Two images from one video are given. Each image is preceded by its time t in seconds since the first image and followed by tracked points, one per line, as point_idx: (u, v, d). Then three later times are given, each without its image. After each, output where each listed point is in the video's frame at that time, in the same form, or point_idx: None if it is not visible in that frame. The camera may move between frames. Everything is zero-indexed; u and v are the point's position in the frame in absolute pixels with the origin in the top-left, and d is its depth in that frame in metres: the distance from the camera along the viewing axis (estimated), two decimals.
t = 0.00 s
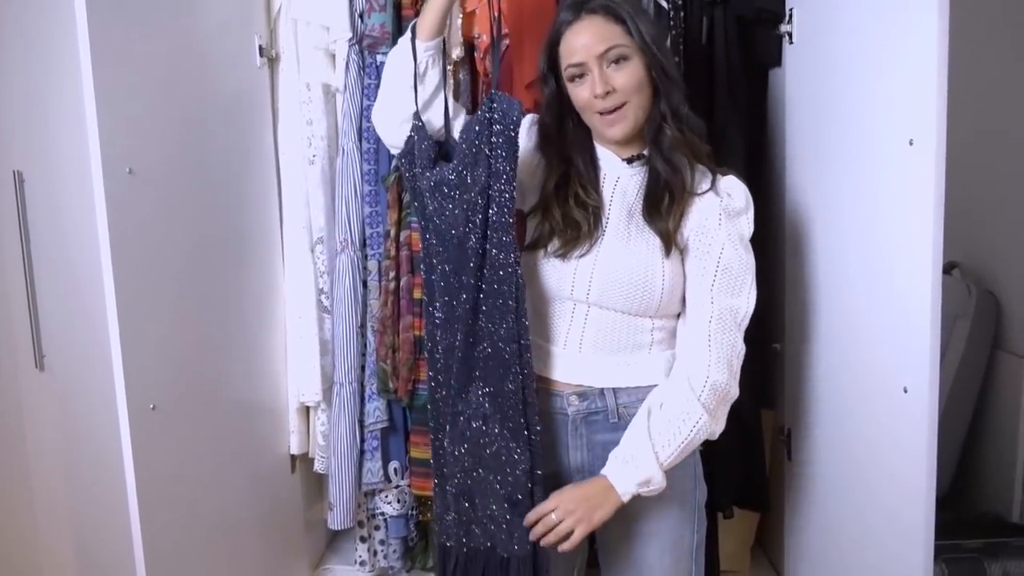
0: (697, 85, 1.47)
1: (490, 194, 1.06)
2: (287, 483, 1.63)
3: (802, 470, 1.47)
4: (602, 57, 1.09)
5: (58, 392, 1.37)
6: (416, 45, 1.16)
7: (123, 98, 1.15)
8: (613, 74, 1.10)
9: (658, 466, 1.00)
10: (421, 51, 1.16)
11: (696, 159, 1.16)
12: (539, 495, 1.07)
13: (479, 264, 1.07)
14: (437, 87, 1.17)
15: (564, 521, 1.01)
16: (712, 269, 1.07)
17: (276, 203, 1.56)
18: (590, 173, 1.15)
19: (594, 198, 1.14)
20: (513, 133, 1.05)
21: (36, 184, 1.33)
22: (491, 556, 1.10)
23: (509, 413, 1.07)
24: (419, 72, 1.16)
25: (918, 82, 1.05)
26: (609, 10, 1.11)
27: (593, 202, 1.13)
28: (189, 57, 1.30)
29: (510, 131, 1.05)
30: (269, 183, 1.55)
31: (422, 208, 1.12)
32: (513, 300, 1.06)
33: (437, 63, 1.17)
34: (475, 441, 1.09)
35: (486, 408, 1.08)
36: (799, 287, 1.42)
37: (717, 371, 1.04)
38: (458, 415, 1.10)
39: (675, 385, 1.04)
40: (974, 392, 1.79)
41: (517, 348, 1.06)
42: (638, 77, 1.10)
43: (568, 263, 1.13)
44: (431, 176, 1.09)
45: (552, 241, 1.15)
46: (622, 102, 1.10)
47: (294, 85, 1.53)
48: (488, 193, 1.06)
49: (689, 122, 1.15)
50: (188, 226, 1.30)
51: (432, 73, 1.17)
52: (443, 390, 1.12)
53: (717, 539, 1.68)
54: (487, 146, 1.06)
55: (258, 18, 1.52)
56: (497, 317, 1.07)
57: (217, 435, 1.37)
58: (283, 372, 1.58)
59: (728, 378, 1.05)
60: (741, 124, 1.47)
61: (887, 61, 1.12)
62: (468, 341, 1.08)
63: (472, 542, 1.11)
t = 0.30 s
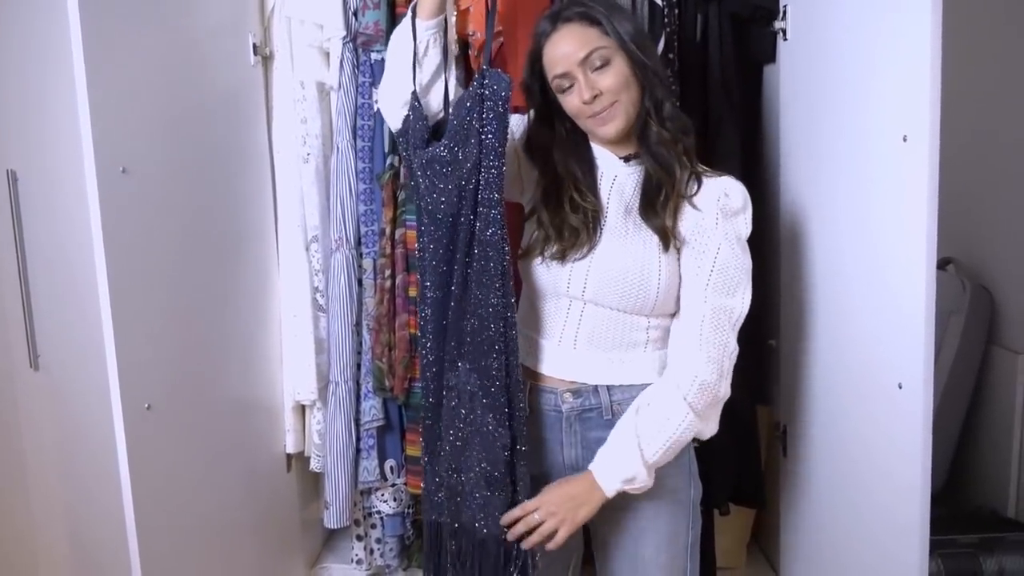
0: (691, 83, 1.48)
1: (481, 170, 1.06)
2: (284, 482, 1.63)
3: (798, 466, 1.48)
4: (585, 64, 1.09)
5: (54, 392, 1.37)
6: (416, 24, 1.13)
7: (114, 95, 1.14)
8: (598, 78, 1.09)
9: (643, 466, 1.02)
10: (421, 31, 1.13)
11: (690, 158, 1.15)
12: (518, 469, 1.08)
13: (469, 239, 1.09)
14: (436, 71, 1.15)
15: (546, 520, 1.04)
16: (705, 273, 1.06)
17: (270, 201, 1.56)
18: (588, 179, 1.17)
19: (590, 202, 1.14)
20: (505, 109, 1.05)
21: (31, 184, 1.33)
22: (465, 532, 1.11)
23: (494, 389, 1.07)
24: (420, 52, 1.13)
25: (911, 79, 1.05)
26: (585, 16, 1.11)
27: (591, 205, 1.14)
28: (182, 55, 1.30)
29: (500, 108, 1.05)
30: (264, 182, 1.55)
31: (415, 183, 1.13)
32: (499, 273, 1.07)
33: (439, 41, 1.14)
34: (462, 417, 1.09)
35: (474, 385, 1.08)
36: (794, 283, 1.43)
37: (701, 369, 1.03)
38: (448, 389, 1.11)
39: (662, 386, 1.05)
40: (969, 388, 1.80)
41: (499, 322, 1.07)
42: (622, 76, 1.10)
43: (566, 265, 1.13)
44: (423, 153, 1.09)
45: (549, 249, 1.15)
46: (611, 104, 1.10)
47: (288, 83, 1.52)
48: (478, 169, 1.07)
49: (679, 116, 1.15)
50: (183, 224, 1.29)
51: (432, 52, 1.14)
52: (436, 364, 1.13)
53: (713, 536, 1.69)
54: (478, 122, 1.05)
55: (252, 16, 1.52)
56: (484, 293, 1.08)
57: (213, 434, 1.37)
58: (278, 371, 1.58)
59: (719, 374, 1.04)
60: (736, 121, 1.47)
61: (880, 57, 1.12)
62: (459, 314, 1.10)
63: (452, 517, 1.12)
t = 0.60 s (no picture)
0: (693, 85, 1.48)
1: (490, 163, 1.08)
2: (287, 486, 1.63)
3: (802, 468, 1.48)
4: (583, 66, 1.09)
5: (57, 395, 1.37)
6: (422, 19, 1.14)
7: (117, 98, 1.14)
8: (597, 81, 1.10)
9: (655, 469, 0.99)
10: (428, 25, 1.14)
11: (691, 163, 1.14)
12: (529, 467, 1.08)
13: (480, 231, 1.10)
14: (444, 63, 1.16)
15: (560, 517, 1.01)
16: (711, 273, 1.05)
17: (273, 204, 1.56)
18: (589, 181, 1.17)
19: (589, 203, 1.15)
20: (512, 100, 1.07)
21: (33, 187, 1.33)
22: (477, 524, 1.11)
23: (507, 381, 1.08)
24: (426, 47, 1.15)
25: (914, 81, 1.05)
26: (586, 18, 1.12)
27: (591, 208, 1.14)
28: (185, 59, 1.30)
29: (508, 100, 1.07)
30: (267, 185, 1.55)
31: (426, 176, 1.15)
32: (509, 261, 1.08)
33: (445, 34, 1.16)
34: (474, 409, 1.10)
35: (485, 377, 1.08)
36: (797, 286, 1.43)
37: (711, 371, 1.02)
38: (461, 381, 1.12)
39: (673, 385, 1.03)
40: (973, 390, 1.79)
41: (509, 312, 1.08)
42: (621, 80, 1.10)
43: (565, 266, 1.14)
44: (433, 146, 1.11)
45: (548, 248, 1.17)
46: (609, 108, 1.10)
47: (291, 87, 1.53)
48: (487, 162, 1.08)
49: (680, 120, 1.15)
50: (185, 227, 1.29)
51: (438, 45, 1.16)
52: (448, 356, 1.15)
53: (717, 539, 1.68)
54: (486, 115, 1.08)
55: (254, 20, 1.52)
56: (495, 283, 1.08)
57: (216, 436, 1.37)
58: (282, 374, 1.58)
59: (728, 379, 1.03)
60: (738, 123, 1.47)
61: (882, 59, 1.12)
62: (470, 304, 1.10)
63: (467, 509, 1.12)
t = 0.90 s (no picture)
0: (703, 87, 1.48)
1: (505, 145, 1.13)
2: (294, 485, 1.63)
3: (809, 472, 1.47)
4: (592, 68, 1.09)
5: (66, 393, 1.38)
6: (423, 22, 1.21)
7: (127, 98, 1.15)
8: (605, 83, 1.09)
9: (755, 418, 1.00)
10: (431, 26, 1.21)
11: (697, 164, 1.15)
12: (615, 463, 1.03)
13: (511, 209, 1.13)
14: (447, 63, 1.23)
15: (684, 467, 0.95)
16: (738, 266, 1.08)
17: (283, 203, 1.57)
18: (595, 181, 1.17)
19: (593, 204, 1.15)
20: (518, 80, 1.13)
21: (44, 186, 1.34)
22: (570, 520, 1.02)
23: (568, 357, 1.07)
24: (431, 47, 1.21)
25: (925, 85, 1.05)
26: (596, 19, 1.11)
27: (597, 209, 1.14)
28: (196, 59, 1.31)
29: (514, 83, 1.13)
30: (276, 185, 1.55)
31: (442, 181, 1.20)
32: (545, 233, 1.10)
33: (447, 36, 1.22)
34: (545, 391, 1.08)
35: (548, 355, 1.08)
36: (807, 289, 1.42)
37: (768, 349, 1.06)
38: (524, 364, 1.10)
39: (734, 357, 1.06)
40: (983, 395, 1.79)
41: (562, 287, 1.08)
42: (629, 82, 1.10)
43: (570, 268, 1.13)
44: (448, 140, 1.18)
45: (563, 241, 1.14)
46: (617, 110, 1.10)
47: (301, 87, 1.53)
48: (503, 144, 1.13)
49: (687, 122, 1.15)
50: (195, 226, 1.30)
51: (441, 46, 1.22)
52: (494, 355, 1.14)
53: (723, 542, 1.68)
54: (496, 98, 1.14)
55: (265, 20, 1.53)
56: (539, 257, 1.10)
57: (224, 435, 1.37)
58: (290, 374, 1.58)
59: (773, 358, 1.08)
60: (748, 126, 1.47)
61: (892, 61, 1.12)
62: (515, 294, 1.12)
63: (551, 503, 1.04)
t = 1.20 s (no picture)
0: (713, 86, 1.47)
1: (511, 135, 1.16)
2: (303, 480, 1.64)
3: (818, 470, 1.47)
4: (595, 72, 1.09)
5: (76, 388, 1.39)
6: (422, 29, 1.24)
7: (139, 95, 1.15)
8: (608, 87, 1.09)
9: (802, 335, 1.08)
10: (428, 34, 1.24)
11: (704, 162, 1.15)
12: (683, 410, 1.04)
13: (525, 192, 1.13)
14: (445, 68, 1.25)
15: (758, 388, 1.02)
16: (750, 254, 1.11)
17: (292, 199, 1.57)
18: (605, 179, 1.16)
19: (604, 203, 1.13)
20: (516, 76, 1.18)
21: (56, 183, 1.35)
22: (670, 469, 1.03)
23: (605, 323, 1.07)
24: (429, 54, 1.24)
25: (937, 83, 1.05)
26: (594, 22, 1.10)
27: (608, 207, 1.13)
28: (206, 56, 1.31)
29: (514, 76, 1.18)
30: (286, 182, 1.55)
31: (452, 182, 1.20)
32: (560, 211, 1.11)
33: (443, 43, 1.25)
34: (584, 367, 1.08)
35: (592, 327, 1.07)
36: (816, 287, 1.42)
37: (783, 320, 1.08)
38: (563, 337, 1.09)
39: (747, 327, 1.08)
40: (993, 394, 1.78)
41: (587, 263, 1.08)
42: (632, 85, 1.10)
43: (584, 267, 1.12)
44: (452, 137, 1.19)
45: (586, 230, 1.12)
46: (621, 113, 1.10)
47: (311, 84, 1.54)
48: (509, 135, 1.16)
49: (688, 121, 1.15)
50: (206, 223, 1.30)
51: (439, 52, 1.25)
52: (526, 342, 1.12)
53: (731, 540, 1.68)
54: (498, 94, 1.18)
55: (275, 17, 1.53)
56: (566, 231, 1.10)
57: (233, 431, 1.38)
58: (299, 370, 1.59)
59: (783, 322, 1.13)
60: (758, 124, 1.47)
61: (903, 60, 1.12)
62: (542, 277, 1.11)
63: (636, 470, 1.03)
